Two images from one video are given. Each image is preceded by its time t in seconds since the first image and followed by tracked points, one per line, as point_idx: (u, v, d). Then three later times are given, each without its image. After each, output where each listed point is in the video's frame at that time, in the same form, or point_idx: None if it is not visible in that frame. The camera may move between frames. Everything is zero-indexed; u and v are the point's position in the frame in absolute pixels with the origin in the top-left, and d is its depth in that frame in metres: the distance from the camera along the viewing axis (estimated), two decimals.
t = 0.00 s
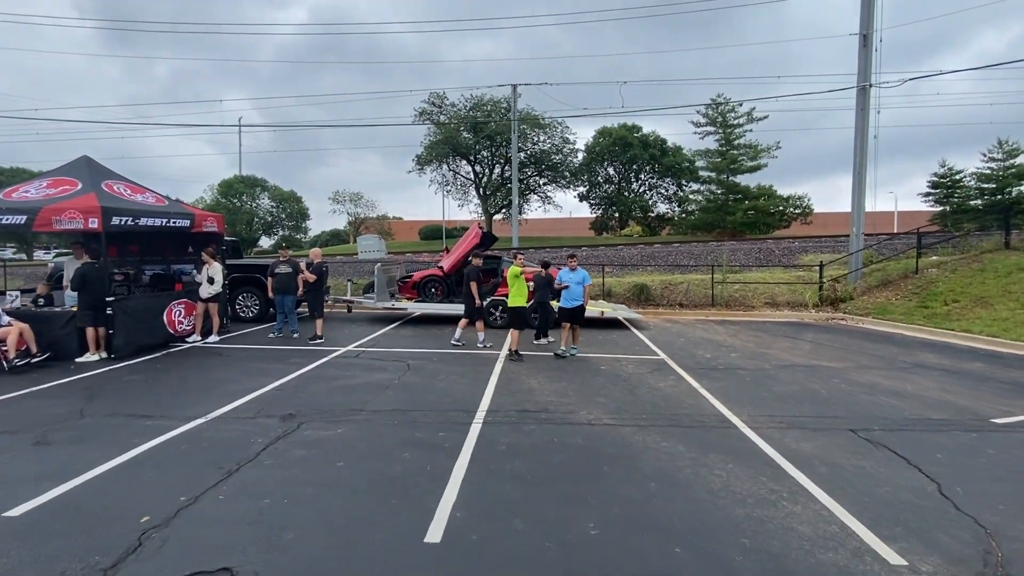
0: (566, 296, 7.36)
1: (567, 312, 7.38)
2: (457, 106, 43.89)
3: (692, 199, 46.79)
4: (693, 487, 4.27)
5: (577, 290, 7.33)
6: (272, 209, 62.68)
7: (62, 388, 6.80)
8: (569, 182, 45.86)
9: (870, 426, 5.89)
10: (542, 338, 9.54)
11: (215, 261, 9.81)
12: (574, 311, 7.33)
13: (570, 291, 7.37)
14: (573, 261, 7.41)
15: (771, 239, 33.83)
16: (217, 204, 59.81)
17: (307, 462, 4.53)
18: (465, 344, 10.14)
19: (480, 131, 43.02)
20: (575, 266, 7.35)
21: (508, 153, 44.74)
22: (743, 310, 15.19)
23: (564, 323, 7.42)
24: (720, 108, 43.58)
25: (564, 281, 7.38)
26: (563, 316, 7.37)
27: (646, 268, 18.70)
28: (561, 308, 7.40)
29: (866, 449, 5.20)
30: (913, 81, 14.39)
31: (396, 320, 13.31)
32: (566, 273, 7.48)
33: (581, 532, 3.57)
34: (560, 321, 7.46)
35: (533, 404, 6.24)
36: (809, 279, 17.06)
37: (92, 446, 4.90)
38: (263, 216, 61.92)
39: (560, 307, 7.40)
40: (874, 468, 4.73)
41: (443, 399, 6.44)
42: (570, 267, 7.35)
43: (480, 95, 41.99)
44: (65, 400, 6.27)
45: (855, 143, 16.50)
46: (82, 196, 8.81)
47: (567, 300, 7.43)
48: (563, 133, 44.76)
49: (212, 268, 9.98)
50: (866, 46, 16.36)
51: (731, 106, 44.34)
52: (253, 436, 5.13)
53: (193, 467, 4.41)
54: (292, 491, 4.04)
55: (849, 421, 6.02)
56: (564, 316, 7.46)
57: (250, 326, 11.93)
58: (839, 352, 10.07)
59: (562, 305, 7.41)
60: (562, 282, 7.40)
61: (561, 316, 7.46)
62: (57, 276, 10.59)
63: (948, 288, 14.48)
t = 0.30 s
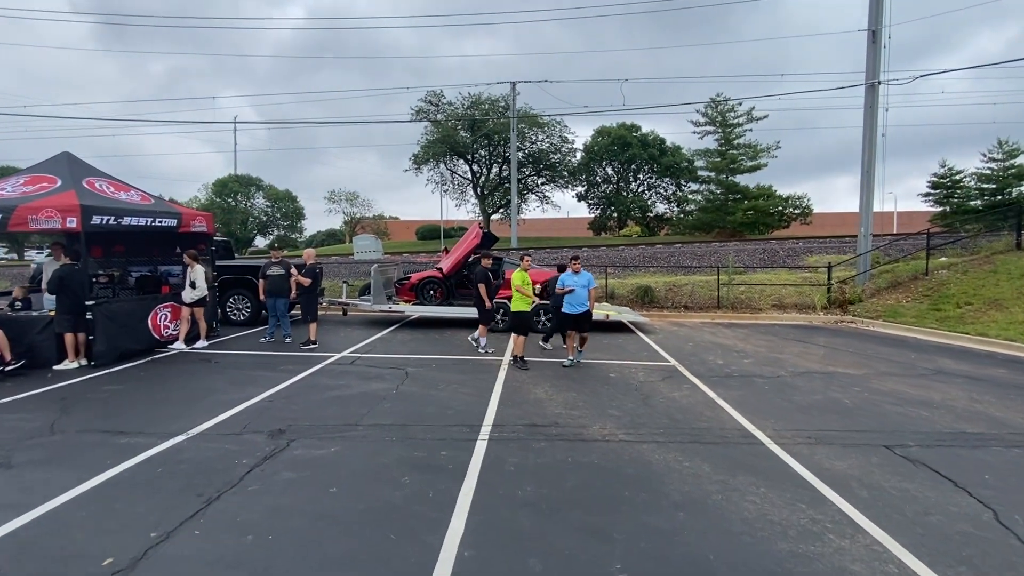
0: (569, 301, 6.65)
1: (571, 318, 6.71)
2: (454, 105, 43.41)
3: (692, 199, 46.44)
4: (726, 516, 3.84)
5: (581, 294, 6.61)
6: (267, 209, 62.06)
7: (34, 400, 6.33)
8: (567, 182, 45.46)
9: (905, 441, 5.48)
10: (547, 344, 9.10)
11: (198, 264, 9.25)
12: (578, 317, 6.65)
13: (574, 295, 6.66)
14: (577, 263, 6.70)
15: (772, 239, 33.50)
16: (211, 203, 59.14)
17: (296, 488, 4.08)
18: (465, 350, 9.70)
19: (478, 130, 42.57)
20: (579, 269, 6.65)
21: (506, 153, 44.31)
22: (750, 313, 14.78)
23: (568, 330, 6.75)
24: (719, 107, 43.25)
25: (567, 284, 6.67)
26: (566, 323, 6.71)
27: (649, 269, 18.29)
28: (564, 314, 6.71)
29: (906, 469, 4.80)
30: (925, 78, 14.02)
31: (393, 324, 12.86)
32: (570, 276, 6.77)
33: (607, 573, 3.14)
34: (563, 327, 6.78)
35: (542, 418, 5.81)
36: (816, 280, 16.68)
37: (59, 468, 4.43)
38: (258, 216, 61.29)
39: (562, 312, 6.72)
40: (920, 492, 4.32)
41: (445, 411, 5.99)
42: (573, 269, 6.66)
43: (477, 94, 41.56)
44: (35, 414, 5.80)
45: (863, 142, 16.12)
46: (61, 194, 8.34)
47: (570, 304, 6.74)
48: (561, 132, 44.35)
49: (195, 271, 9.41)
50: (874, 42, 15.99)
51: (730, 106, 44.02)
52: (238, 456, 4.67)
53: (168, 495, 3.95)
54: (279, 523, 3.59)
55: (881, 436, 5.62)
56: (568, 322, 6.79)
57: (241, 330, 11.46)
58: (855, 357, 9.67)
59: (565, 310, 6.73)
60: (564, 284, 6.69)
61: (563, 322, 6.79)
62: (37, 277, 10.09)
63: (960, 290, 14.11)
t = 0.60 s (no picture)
0: (583, 304, 6.18)
1: (581, 324, 6.24)
2: (452, 103, 42.91)
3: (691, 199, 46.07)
4: (772, 549, 3.40)
5: (596, 298, 6.18)
6: (262, 209, 61.45)
7: (4, 412, 5.85)
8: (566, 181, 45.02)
9: (949, 457, 5.06)
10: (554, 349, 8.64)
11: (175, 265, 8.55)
12: (589, 323, 6.19)
13: (586, 298, 6.21)
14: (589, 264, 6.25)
15: (774, 239, 33.10)
16: (206, 203, 58.49)
17: (286, 517, 3.64)
18: (468, 355, 9.24)
19: (476, 129, 42.10)
20: (592, 270, 6.22)
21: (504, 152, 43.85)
22: (759, 314, 14.34)
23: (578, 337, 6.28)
24: (719, 106, 42.89)
25: (578, 287, 6.22)
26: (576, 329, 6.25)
27: (653, 269, 17.85)
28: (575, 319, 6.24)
29: (958, 490, 4.37)
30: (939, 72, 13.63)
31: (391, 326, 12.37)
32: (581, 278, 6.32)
33: None
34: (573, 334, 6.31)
35: (555, 432, 5.36)
36: (825, 280, 16.26)
37: (20, 494, 3.96)
38: (254, 216, 60.66)
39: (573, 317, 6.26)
40: (980, 518, 3.89)
41: (449, 424, 5.54)
42: (586, 271, 6.22)
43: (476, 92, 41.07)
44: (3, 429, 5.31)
45: (873, 138, 15.72)
46: (38, 190, 7.85)
47: (581, 309, 6.28)
48: (560, 131, 43.90)
49: (174, 273, 8.73)
50: (885, 36, 15.59)
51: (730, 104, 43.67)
52: (222, 479, 4.21)
53: (140, 528, 3.48)
54: (265, 563, 3.13)
55: (922, 451, 5.19)
56: (579, 329, 6.30)
57: (232, 333, 10.96)
58: (875, 362, 9.25)
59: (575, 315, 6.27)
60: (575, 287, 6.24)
61: (573, 328, 6.33)
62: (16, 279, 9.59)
63: (975, 290, 13.72)
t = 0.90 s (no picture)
0: (602, 309, 5.80)
1: (599, 330, 5.84)
2: (449, 101, 42.41)
3: (690, 197, 45.75)
4: None
5: (615, 302, 5.81)
6: (257, 208, 60.83)
7: None
8: (564, 179, 44.61)
9: (998, 474, 4.66)
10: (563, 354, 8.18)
11: (151, 266, 7.76)
12: (609, 329, 5.81)
13: (605, 303, 5.82)
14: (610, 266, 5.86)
15: (775, 237, 32.72)
16: (200, 201, 57.82)
17: (275, 555, 3.20)
18: (471, 359, 8.80)
19: (473, 126, 41.64)
20: (612, 273, 5.83)
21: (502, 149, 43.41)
22: (768, 315, 13.95)
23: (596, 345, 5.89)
24: (719, 103, 42.57)
25: (598, 291, 5.82)
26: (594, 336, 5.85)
27: (657, 268, 17.46)
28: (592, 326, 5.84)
29: (1019, 514, 3.97)
30: (953, 66, 13.26)
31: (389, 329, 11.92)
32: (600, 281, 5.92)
33: None
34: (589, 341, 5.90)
35: (570, 448, 4.93)
36: (833, 280, 15.90)
37: None
38: (248, 214, 60.04)
39: (591, 323, 5.87)
40: None
41: (456, 439, 5.10)
42: (605, 273, 5.83)
43: (473, 89, 40.60)
44: None
45: (883, 134, 15.35)
46: (12, 186, 7.37)
47: (599, 315, 5.88)
48: (559, 128, 43.46)
49: (151, 274, 7.95)
50: (895, 29, 15.22)
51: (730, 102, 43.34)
52: (203, 508, 3.76)
53: (106, 572, 3.03)
54: None
55: (969, 468, 4.79)
56: (597, 335, 5.90)
57: (223, 337, 10.48)
58: (896, 366, 8.86)
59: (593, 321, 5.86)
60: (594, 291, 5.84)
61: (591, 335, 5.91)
62: None
63: (989, 290, 13.36)
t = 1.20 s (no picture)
0: (618, 312, 5.35)
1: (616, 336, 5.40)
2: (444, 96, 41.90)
3: (688, 195, 45.45)
4: None
5: (632, 304, 5.36)
6: (250, 205, 60.10)
7: None
8: (561, 176, 44.18)
9: None
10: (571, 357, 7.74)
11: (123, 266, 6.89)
12: (626, 333, 5.38)
13: (621, 306, 5.38)
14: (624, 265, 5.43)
15: (774, 235, 32.34)
16: (192, 199, 56.98)
17: None
18: (473, 361, 8.36)
19: (469, 122, 41.13)
20: (627, 272, 5.41)
21: (498, 146, 42.90)
22: (775, 314, 13.59)
23: (613, 351, 5.46)
24: (717, 100, 42.28)
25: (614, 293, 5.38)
26: (611, 342, 5.40)
27: (660, 266, 17.07)
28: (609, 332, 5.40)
29: None
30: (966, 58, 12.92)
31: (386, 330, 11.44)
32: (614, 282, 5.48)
33: None
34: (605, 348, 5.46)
35: (588, 463, 4.49)
36: (840, 278, 15.56)
37: None
38: (241, 212, 59.27)
39: (607, 328, 5.42)
40: None
41: (462, 453, 4.66)
42: (620, 273, 5.40)
43: (469, 85, 40.07)
44: None
45: (891, 129, 15.01)
46: None
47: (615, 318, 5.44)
48: (555, 125, 43.01)
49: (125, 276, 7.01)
50: (904, 21, 14.88)
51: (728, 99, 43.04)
52: (180, 540, 3.30)
53: None
54: None
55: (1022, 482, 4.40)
56: (614, 342, 5.43)
57: (211, 338, 9.98)
58: (917, 368, 8.48)
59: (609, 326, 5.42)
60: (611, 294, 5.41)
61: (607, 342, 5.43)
62: None
63: (1002, 288, 13.04)
